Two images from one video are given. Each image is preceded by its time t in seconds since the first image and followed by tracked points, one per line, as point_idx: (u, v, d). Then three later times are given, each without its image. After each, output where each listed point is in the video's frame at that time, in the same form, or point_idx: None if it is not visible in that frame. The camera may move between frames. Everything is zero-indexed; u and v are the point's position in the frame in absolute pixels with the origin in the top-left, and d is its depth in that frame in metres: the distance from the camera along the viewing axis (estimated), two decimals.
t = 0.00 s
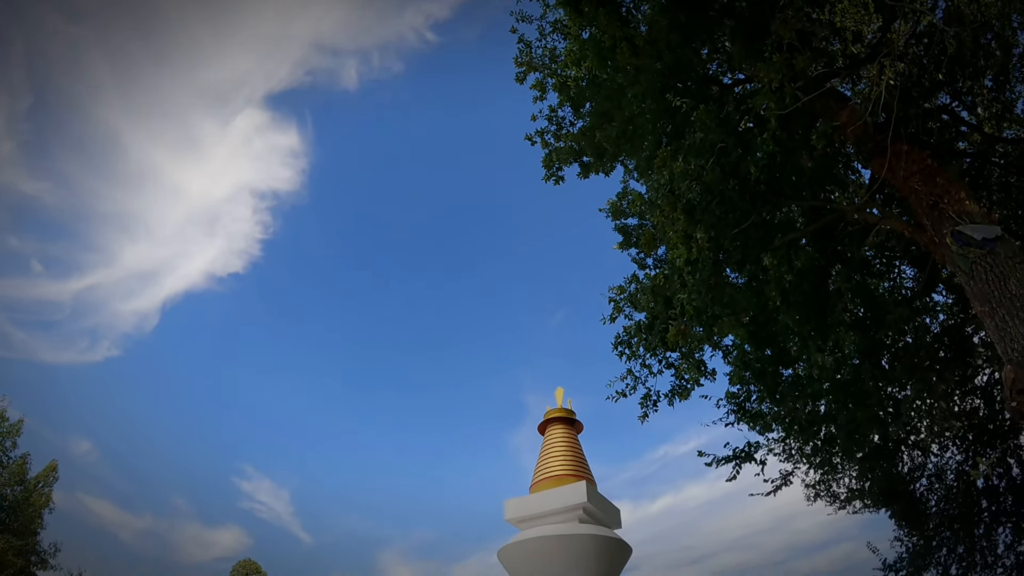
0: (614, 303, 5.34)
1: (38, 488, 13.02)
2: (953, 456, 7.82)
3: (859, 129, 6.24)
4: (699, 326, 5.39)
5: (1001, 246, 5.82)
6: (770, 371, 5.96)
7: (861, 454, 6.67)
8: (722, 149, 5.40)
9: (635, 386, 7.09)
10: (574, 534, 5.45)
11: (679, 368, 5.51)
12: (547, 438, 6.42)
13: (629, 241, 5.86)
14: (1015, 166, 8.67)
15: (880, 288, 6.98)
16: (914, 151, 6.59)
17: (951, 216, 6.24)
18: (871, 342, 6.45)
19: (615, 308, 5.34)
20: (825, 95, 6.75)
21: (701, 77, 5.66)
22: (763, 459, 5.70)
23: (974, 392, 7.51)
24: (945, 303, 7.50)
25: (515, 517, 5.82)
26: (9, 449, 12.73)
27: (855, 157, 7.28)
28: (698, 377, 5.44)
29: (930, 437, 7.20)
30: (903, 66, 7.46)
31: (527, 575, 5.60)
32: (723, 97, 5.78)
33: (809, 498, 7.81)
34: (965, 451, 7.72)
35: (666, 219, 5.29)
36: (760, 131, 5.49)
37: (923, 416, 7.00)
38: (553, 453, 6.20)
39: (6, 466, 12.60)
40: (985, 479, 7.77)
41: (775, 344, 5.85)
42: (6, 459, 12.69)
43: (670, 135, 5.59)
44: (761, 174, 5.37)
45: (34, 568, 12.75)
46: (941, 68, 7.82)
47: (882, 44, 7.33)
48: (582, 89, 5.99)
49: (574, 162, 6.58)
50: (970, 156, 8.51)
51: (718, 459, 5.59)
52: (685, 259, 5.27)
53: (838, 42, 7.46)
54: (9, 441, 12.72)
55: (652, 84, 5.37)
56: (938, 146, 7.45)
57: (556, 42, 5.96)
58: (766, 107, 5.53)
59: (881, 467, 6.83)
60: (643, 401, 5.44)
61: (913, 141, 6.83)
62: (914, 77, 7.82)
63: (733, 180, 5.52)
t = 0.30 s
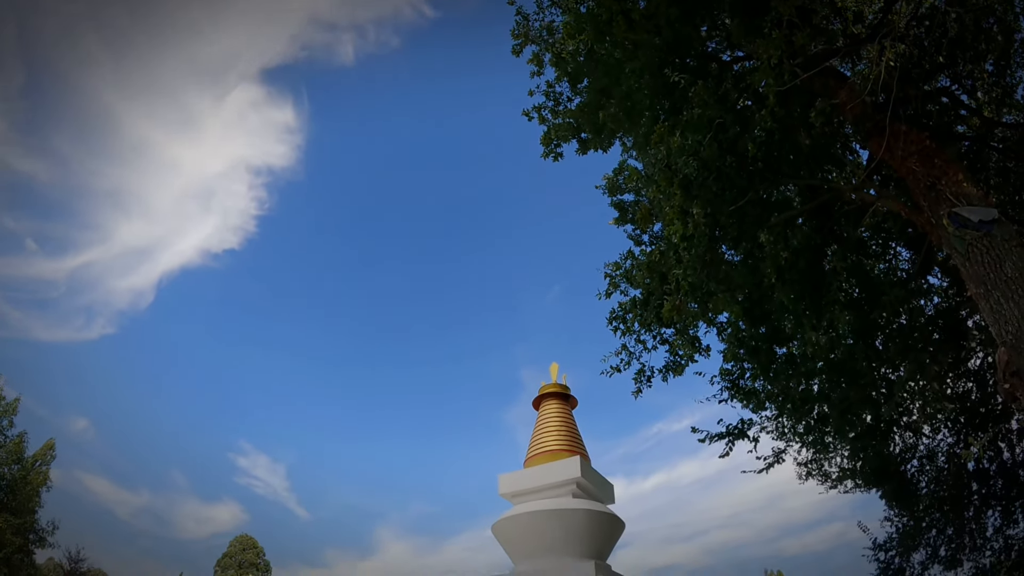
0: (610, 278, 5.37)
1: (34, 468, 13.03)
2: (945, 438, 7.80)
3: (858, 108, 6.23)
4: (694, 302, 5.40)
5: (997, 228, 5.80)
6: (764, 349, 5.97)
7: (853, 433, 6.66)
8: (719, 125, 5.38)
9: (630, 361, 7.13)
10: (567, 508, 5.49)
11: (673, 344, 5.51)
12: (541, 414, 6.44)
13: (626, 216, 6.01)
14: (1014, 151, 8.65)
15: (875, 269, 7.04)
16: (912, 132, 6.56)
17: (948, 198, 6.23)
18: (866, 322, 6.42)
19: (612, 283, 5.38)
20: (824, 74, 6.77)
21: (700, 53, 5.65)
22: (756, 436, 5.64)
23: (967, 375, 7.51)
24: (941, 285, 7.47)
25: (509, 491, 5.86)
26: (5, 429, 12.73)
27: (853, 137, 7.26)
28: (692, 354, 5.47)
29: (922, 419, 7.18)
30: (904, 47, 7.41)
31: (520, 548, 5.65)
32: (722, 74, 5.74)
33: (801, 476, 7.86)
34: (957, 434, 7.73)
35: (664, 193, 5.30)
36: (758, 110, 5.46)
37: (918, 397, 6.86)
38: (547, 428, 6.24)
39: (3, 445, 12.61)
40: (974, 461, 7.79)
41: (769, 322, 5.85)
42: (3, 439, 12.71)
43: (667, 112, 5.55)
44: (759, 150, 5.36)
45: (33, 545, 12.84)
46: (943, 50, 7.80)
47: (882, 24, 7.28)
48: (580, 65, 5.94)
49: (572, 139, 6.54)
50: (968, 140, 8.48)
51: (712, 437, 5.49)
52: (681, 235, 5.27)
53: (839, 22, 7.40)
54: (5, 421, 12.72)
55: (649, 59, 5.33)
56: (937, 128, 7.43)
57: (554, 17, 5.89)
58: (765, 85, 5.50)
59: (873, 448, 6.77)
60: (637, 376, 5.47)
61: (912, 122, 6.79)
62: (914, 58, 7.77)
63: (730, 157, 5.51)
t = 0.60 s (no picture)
0: (606, 254, 5.51)
1: (31, 447, 13.06)
2: (937, 421, 7.80)
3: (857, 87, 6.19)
4: (690, 279, 5.41)
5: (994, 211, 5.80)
6: (760, 327, 5.95)
7: (847, 414, 6.65)
8: (717, 102, 5.35)
9: (624, 338, 7.23)
10: (562, 482, 5.53)
11: (669, 321, 5.49)
12: (537, 388, 6.49)
13: (622, 193, 6.23)
14: (1013, 136, 8.64)
15: (872, 251, 7.10)
16: (912, 113, 6.52)
17: (947, 180, 6.22)
18: (860, 303, 6.44)
19: (608, 259, 5.53)
20: (823, 53, 6.75)
21: (700, 30, 5.62)
22: (750, 414, 5.63)
23: (961, 358, 7.53)
24: (937, 269, 7.46)
25: (504, 467, 5.91)
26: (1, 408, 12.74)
27: (852, 118, 7.24)
28: (688, 331, 5.45)
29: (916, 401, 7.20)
30: (905, 29, 7.36)
31: (515, 522, 5.69)
32: (721, 52, 5.71)
33: (793, 455, 7.92)
34: (949, 417, 7.75)
35: (662, 169, 5.30)
36: (757, 88, 5.44)
37: (910, 379, 6.83)
38: (543, 403, 6.27)
39: None
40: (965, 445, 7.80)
41: (765, 301, 5.82)
42: None
43: (665, 89, 5.53)
44: (757, 128, 5.34)
45: (31, 524, 12.91)
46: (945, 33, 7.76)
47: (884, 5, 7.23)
48: (579, 40, 5.90)
49: (569, 115, 6.51)
50: (968, 125, 8.47)
51: (708, 414, 5.45)
52: (678, 211, 5.28)
53: (840, 3, 7.35)
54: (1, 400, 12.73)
55: (648, 35, 5.29)
56: (937, 111, 7.41)
57: None
58: (764, 63, 5.48)
59: (867, 428, 6.80)
60: (632, 353, 5.49)
61: (912, 104, 6.77)
62: (916, 41, 7.73)
63: (728, 135, 5.50)
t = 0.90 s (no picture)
0: (604, 231, 5.71)
1: (30, 426, 13.10)
2: (932, 405, 7.83)
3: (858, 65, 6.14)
4: (687, 257, 5.43)
5: (993, 196, 5.77)
6: (756, 307, 5.94)
7: (841, 395, 6.67)
8: (718, 80, 5.30)
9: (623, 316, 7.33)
10: (557, 459, 5.57)
11: (666, 300, 5.49)
12: (533, 365, 6.53)
13: (620, 171, 6.48)
14: (1014, 121, 8.61)
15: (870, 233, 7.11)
16: (913, 96, 6.49)
17: (946, 163, 6.20)
18: (856, 284, 6.44)
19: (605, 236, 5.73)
20: (824, 33, 6.72)
21: (701, 8, 5.57)
22: (746, 393, 5.64)
23: (956, 343, 7.55)
24: (935, 253, 7.46)
25: (500, 443, 5.96)
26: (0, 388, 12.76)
27: (853, 100, 7.21)
28: (684, 307, 5.60)
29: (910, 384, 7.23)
30: (908, 11, 7.31)
31: (511, 498, 5.74)
32: (723, 30, 5.67)
33: (788, 436, 7.98)
34: (943, 400, 7.79)
35: (660, 147, 5.30)
36: (758, 67, 5.41)
37: (904, 362, 6.86)
38: (539, 380, 6.29)
39: None
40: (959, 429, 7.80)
41: (762, 280, 5.80)
42: None
43: (665, 67, 5.50)
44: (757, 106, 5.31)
45: (30, 503, 12.99)
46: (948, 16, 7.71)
47: None
48: (579, 16, 5.86)
49: (568, 90, 6.47)
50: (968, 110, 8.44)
51: (704, 392, 5.48)
52: (677, 188, 5.33)
53: None
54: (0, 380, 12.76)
55: (648, 11, 5.25)
56: (937, 94, 7.38)
57: None
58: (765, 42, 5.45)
59: (861, 409, 6.84)
60: (630, 331, 5.50)
61: (914, 86, 6.73)
62: (918, 24, 7.68)
63: (728, 113, 5.48)
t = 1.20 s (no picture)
0: (602, 208, 5.78)
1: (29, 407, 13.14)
2: (927, 386, 7.86)
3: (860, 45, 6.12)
4: (686, 234, 5.44)
5: (993, 177, 5.76)
6: (755, 284, 5.93)
7: (839, 374, 6.69)
8: (719, 56, 5.25)
9: (621, 292, 7.20)
10: (555, 436, 5.59)
11: (665, 277, 5.48)
12: (531, 342, 6.54)
13: (620, 149, 6.52)
14: (1015, 105, 8.58)
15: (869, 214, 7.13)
16: (915, 77, 6.46)
17: (947, 144, 6.17)
18: (854, 263, 6.46)
19: (604, 212, 5.79)
20: (826, 12, 6.67)
21: None
22: (743, 370, 5.66)
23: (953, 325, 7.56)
24: (934, 235, 7.47)
25: (498, 419, 6.00)
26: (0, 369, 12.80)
27: (854, 81, 7.18)
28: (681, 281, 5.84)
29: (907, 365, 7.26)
30: None
31: (509, 474, 5.77)
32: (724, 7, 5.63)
33: (784, 414, 8.05)
34: (939, 382, 7.83)
35: (660, 123, 5.26)
36: (759, 43, 5.38)
37: (901, 343, 6.88)
38: (537, 357, 6.31)
39: None
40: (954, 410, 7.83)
41: (761, 259, 5.78)
42: None
43: (666, 43, 5.47)
44: (757, 83, 5.28)
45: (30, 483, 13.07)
46: None
47: None
48: None
49: (567, 66, 6.44)
50: (970, 93, 8.41)
51: (701, 369, 5.51)
52: (677, 164, 5.33)
53: None
54: None
55: None
56: (939, 76, 7.35)
57: None
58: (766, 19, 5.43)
59: (858, 389, 6.86)
60: (629, 307, 5.51)
61: (916, 67, 6.69)
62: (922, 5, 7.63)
63: (729, 91, 5.43)
